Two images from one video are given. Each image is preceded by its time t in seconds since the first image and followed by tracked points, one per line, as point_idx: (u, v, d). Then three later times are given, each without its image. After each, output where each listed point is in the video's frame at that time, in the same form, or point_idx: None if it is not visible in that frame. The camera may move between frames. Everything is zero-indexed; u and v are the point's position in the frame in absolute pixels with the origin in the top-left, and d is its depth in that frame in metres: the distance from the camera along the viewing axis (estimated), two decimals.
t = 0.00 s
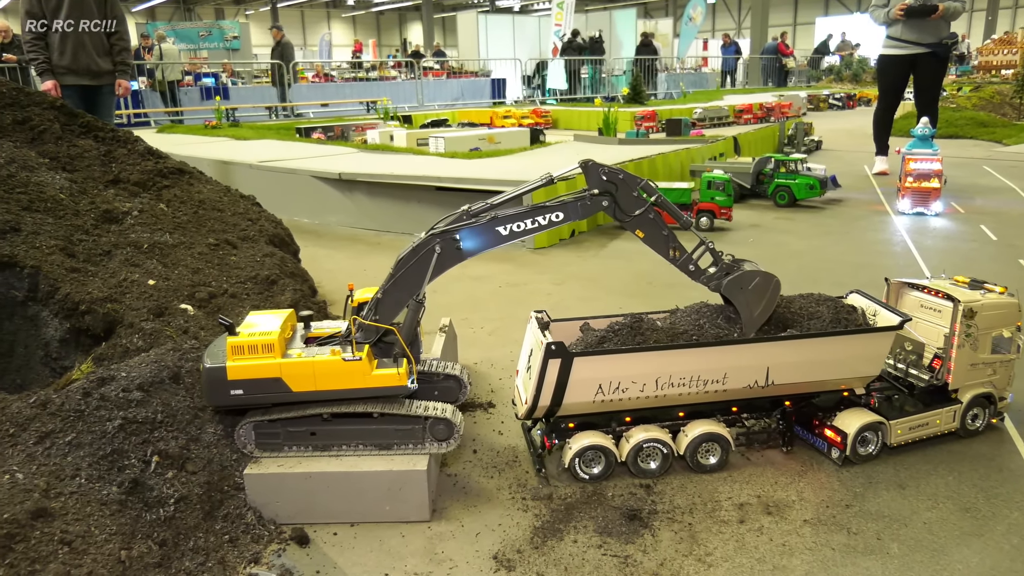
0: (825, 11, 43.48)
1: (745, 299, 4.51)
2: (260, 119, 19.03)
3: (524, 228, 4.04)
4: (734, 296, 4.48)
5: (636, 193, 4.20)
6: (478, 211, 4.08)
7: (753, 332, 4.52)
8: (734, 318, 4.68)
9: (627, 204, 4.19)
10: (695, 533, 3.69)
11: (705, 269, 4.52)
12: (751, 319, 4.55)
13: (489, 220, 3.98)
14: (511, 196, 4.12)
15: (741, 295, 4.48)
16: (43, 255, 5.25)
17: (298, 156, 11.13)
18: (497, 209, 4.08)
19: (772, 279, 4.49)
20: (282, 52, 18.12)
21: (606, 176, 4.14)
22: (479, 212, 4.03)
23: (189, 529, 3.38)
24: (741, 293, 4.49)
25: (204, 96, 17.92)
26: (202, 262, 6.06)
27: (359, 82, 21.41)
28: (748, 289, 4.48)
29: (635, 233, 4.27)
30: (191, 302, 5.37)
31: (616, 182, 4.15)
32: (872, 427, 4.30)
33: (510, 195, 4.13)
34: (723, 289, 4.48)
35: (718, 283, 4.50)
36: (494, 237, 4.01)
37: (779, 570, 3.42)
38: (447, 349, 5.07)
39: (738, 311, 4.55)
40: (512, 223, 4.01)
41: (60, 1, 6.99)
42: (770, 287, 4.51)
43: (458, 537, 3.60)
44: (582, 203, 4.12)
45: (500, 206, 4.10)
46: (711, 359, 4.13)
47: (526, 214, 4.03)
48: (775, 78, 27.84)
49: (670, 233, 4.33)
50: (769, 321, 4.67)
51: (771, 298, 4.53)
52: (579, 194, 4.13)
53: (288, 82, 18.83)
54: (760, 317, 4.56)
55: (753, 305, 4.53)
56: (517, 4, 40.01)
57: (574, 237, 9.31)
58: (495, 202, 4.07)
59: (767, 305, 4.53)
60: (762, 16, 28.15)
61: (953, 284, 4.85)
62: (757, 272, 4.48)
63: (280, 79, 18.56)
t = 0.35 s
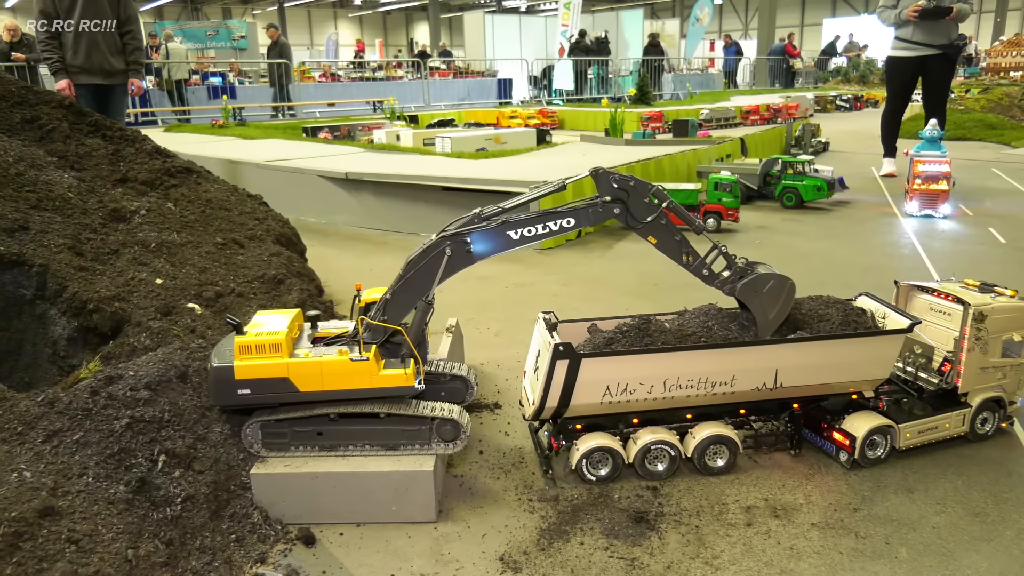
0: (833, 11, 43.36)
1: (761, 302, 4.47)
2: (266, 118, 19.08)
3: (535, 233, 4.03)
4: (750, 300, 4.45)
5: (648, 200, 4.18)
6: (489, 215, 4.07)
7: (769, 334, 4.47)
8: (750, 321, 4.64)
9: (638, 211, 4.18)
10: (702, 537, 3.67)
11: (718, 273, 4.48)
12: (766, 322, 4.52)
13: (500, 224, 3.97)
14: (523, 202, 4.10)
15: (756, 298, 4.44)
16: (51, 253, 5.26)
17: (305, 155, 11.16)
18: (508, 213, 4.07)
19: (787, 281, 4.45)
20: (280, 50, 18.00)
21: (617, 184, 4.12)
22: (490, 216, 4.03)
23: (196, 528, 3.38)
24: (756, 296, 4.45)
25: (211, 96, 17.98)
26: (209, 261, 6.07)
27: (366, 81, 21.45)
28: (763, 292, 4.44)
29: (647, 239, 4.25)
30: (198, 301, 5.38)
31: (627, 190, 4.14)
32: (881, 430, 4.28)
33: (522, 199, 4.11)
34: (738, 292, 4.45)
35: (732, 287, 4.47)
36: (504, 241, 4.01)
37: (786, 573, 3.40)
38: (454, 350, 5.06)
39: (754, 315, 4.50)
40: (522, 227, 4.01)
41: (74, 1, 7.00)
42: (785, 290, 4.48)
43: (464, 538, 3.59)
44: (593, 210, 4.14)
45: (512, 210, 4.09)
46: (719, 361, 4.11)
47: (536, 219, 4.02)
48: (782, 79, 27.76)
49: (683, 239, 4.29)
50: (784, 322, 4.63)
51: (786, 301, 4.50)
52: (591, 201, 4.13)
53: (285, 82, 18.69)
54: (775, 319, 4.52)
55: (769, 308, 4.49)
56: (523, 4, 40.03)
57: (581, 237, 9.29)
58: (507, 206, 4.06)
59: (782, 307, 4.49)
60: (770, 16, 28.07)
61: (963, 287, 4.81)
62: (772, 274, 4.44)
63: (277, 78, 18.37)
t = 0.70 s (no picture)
0: (839, 11, 43.23)
1: (776, 305, 4.46)
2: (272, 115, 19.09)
3: (546, 240, 4.04)
4: (765, 303, 4.43)
5: (659, 211, 4.17)
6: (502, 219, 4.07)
7: (791, 335, 4.47)
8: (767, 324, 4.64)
9: (650, 222, 4.17)
10: (706, 536, 3.66)
11: (731, 281, 4.49)
12: (784, 324, 4.51)
13: (513, 229, 3.98)
14: (537, 208, 4.08)
15: (771, 302, 4.43)
16: (58, 250, 5.27)
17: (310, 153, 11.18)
18: (521, 218, 4.07)
19: (800, 282, 4.43)
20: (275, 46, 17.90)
21: (629, 196, 4.11)
22: (503, 220, 4.01)
23: (201, 525, 3.38)
24: (771, 300, 4.43)
25: (217, 93, 18.03)
26: (215, 258, 6.08)
27: (371, 79, 21.45)
28: (777, 295, 4.42)
29: (660, 249, 4.25)
30: (204, 298, 5.39)
31: (639, 202, 4.13)
32: (887, 431, 4.27)
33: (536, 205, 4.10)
34: (752, 298, 4.44)
35: (746, 293, 4.47)
36: (515, 247, 4.01)
37: (791, 574, 3.39)
38: (459, 348, 5.06)
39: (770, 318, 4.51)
40: (534, 234, 4.01)
41: None
42: (799, 292, 4.46)
43: (468, 536, 3.59)
44: (604, 220, 4.12)
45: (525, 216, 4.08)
46: (725, 360, 4.10)
47: (548, 226, 4.03)
48: (788, 79, 27.68)
49: (696, 248, 4.31)
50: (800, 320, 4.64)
51: (801, 302, 4.49)
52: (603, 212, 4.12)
53: (276, 79, 18.48)
54: (793, 319, 4.51)
55: (784, 311, 4.49)
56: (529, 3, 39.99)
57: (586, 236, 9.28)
58: (520, 211, 4.04)
59: (799, 308, 4.48)
60: (776, 16, 27.98)
61: (970, 288, 4.78)
62: (785, 277, 4.43)
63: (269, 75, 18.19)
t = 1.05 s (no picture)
0: (843, 10, 43.18)
1: (788, 303, 4.47)
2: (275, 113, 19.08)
3: (553, 246, 4.04)
4: (777, 304, 4.45)
5: (666, 219, 4.17)
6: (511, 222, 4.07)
7: (807, 332, 4.49)
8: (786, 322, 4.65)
9: (658, 231, 4.16)
10: (707, 536, 3.66)
11: (740, 285, 4.47)
12: (799, 319, 4.52)
13: (520, 233, 3.97)
14: (546, 213, 4.08)
15: (782, 301, 4.43)
16: (62, 247, 5.28)
17: (313, 151, 11.18)
18: (528, 223, 4.07)
19: (809, 277, 4.42)
20: (274, 45, 17.86)
21: (635, 206, 4.10)
22: (510, 224, 4.01)
23: (202, 522, 3.39)
24: (782, 298, 4.44)
25: (221, 91, 18.05)
26: (218, 256, 6.09)
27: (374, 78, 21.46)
28: (787, 292, 4.43)
29: (668, 257, 4.24)
30: (206, 296, 5.40)
31: (646, 212, 4.12)
32: (889, 431, 4.26)
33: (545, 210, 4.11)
34: (763, 299, 4.45)
35: (757, 295, 4.46)
36: (521, 251, 4.01)
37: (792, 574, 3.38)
38: (461, 347, 5.05)
39: (784, 315, 4.52)
40: (541, 239, 4.01)
41: None
42: (810, 286, 4.45)
43: (469, 535, 3.59)
44: (612, 228, 4.12)
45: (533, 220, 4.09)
46: (727, 360, 4.10)
47: (555, 232, 4.03)
48: (792, 78, 27.62)
49: (703, 253, 4.30)
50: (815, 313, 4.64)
51: (813, 297, 4.48)
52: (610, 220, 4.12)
53: (275, 78, 18.32)
54: (807, 314, 4.52)
55: (796, 308, 4.48)
56: (532, 2, 39.99)
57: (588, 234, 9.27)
58: (528, 216, 4.04)
59: (811, 304, 4.47)
60: (780, 15, 27.94)
61: (973, 288, 4.77)
62: (793, 273, 4.42)
63: (267, 75, 18.03)
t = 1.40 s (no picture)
0: (847, 10, 43.10)
1: (796, 281, 4.42)
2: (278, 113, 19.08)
3: (553, 241, 4.04)
4: (785, 283, 4.40)
5: (665, 208, 4.15)
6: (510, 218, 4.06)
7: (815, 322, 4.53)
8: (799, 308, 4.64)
9: (657, 221, 4.14)
10: (710, 536, 3.65)
11: (746, 269, 4.36)
12: (810, 296, 4.50)
13: (520, 230, 3.98)
14: (545, 208, 4.07)
15: (790, 280, 4.38)
16: (64, 246, 5.29)
17: (315, 150, 11.19)
18: (527, 219, 4.07)
19: (814, 252, 4.36)
20: (265, 44, 17.91)
21: (632, 198, 4.10)
22: (509, 220, 4.01)
23: (205, 521, 3.39)
24: (789, 277, 4.39)
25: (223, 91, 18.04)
26: (221, 255, 6.09)
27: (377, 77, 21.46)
28: (794, 271, 4.38)
29: (670, 246, 4.22)
30: (209, 295, 5.41)
31: (644, 203, 4.11)
32: (891, 431, 4.25)
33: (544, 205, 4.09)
34: (771, 280, 4.36)
35: (764, 277, 4.35)
36: (521, 247, 4.01)
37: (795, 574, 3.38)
38: (463, 346, 5.05)
39: (793, 294, 4.47)
40: (540, 234, 4.01)
41: None
42: (816, 262, 4.40)
43: (472, 534, 3.59)
44: (612, 221, 4.11)
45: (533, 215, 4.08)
46: (729, 360, 4.09)
47: (554, 227, 4.03)
48: (795, 78, 27.59)
49: (706, 240, 4.27)
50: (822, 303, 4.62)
51: (820, 272, 4.45)
52: (609, 213, 4.11)
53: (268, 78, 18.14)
54: (817, 288, 4.50)
55: (804, 284, 4.45)
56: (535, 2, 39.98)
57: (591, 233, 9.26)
58: (526, 211, 4.05)
59: (819, 277, 4.45)
60: (783, 15, 27.92)
61: (976, 288, 4.76)
62: (798, 251, 4.35)
63: (259, 75, 17.71)
